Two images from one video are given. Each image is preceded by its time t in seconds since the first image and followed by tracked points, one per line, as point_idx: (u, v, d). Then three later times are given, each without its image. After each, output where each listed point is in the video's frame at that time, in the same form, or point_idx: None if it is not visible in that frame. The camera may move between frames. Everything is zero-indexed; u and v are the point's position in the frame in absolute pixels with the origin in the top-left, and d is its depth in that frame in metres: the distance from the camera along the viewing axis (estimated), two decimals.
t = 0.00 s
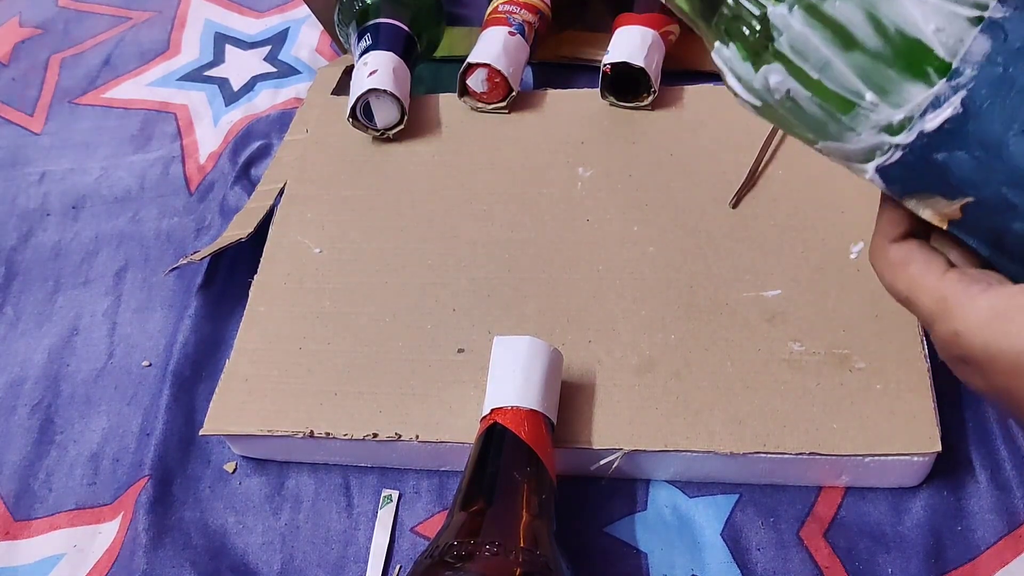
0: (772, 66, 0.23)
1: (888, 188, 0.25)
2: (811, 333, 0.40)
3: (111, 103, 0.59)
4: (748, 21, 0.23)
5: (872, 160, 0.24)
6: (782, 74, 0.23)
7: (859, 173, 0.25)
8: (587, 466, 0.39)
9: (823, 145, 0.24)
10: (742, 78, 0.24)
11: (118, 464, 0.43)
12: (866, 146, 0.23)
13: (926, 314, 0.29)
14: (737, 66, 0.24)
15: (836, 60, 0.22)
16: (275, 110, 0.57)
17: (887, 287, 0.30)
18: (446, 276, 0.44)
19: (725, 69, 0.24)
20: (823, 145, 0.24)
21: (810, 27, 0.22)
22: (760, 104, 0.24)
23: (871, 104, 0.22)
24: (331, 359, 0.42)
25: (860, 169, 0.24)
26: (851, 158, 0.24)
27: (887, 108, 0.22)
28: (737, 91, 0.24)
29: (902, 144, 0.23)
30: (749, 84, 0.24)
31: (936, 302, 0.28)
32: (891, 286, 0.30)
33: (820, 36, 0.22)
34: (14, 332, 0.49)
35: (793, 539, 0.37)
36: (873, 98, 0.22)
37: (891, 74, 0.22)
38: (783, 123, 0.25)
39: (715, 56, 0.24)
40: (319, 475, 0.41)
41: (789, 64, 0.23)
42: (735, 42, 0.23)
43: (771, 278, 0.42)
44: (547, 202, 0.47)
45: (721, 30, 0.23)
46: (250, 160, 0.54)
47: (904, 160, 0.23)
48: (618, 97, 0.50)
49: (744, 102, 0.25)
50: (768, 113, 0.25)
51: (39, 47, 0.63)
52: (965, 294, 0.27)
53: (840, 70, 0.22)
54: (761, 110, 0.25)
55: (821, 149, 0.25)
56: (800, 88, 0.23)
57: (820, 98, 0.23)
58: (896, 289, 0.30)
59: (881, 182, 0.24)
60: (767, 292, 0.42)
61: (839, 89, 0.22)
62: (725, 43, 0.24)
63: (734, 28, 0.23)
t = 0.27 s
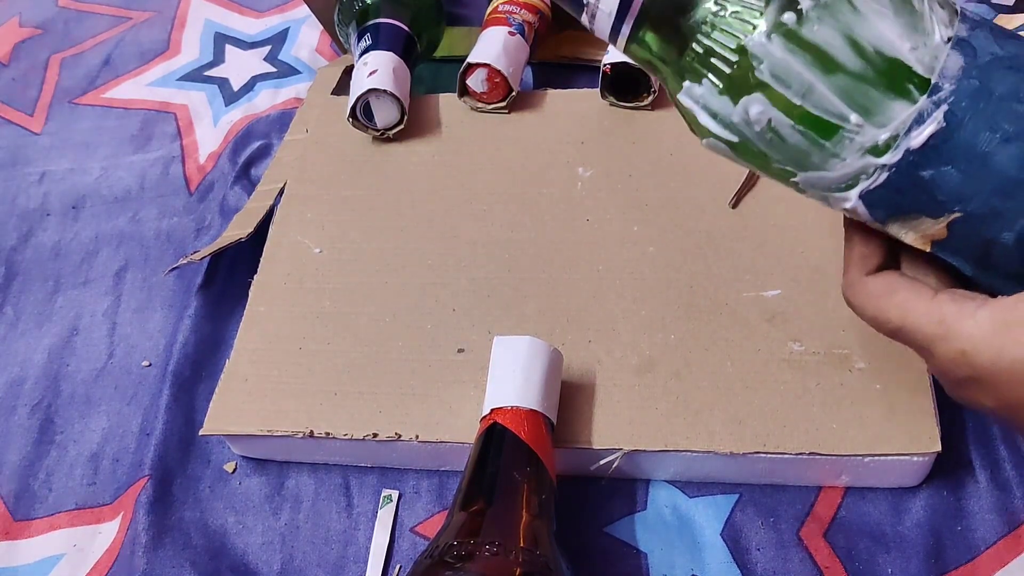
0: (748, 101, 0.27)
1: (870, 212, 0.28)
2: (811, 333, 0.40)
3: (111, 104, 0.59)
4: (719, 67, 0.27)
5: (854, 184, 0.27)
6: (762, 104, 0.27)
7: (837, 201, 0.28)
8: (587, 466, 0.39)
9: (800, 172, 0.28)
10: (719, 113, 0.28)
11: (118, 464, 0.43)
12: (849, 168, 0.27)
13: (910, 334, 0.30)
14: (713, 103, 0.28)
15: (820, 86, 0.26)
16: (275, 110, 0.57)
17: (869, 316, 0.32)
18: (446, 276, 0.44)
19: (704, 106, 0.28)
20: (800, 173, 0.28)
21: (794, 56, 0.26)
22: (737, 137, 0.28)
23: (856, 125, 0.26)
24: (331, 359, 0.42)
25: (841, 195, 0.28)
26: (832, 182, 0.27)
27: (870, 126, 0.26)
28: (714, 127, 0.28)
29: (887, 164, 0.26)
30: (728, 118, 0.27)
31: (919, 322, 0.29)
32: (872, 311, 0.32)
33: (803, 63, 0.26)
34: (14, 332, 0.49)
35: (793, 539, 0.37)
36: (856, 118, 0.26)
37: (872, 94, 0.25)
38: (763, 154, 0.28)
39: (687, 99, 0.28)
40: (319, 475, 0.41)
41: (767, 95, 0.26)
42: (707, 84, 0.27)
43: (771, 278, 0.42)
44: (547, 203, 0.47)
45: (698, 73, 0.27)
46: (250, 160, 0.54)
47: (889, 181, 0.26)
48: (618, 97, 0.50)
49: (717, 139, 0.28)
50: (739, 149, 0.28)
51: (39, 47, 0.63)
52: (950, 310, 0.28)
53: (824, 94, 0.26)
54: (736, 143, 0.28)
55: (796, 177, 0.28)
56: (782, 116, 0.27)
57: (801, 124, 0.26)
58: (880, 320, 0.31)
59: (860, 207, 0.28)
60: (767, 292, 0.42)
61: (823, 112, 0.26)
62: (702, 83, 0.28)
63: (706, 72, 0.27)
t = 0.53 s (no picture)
0: (768, 90, 0.26)
1: (888, 207, 0.27)
2: (811, 333, 0.40)
3: (111, 103, 0.59)
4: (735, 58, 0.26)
5: (874, 179, 0.26)
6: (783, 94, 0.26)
7: (854, 197, 0.27)
8: (587, 466, 0.39)
9: (818, 168, 0.27)
10: (735, 104, 0.27)
11: (118, 464, 0.43)
12: (871, 161, 0.26)
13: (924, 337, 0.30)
14: (729, 94, 0.27)
15: (844, 73, 0.25)
16: (275, 110, 0.57)
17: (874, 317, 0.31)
18: (446, 276, 0.44)
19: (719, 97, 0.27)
20: (818, 169, 0.27)
21: (819, 41, 0.25)
22: (753, 130, 0.27)
23: (881, 115, 0.25)
24: (331, 359, 0.42)
25: (859, 190, 0.27)
26: (851, 177, 0.27)
27: (896, 115, 0.25)
28: (728, 120, 0.27)
29: (910, 157, 0.26)
30: (745, 110, 0.27)
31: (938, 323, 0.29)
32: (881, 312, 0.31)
33: (827, 49, 0.25)
34: (14, 332, 0.49)
35: (793, 539, 0.37)
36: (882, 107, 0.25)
37: (899, 82, 0.25)
38: (779, 148, 0.27)
39: (700, 91, 0.27)
40: (319, 475, 0.41)
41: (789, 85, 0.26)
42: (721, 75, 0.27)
43: (771, 278, 0.42)
44: (547, 203, 0.47)
45: (712, 65, 0.27)
46: (250, 160, 0.54)
47: (912, 175, 0.26)
48: (618, 97, 0.50)
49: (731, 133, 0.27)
50: (755, 145, 0.27)
51: (39, 47, 0.63)
52: (971, 310, 0.28)
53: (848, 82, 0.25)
54: (753, 137, 0.27)
55: (814, 174, 0.27)
56: (804, 106, 0.26)
57: (824, 114, 0.26)
58: (890, 322, 0.31)
59: (879, 203, 0.27)
60: (767, 292, 0.42)
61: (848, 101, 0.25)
62: (717, 74, 0.27)
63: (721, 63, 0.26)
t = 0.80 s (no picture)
0: (776, 69, 0.25)
1: (890, 205, 0.26)
2: (811, 333, 0.40)
3: (111, 103, 0.59)
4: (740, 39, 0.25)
5: (877, 169, 0.25)
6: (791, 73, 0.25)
7: (852, 195, 0.26)
8: (587, 466, 0.39)
9: (821, 159, 0.26)
10: (739, 87, 0.26)
11: (118, 464, 0.43)
12: (875, 146, 0.25)
13: (939, 345, 0.27)
14: (733, 78, 0.26)
15: (849, 52, 0.25)
16: (275, 110, 0.57)
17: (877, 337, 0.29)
18: (447, 276, 0.44)
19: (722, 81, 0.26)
20: (820, 161, 0.26)
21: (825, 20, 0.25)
22: (757, 116, 0.26)
23: (885, 96, 0.25)
24: (331, 359, 0.42)
25: (859, 185, 0.26)
26: (852, 169, 0.26)
27: (899, 96, 0.25)
28: (731, 106, 0.26)
29: (914, 140, 0.25)
30: (751, 92, 0.25)
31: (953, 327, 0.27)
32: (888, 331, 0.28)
33: (832, 28, 0.25)
34: (14, 332, 0.49)
35: (793, 539, 0.37)
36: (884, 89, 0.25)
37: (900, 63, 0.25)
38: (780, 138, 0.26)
39: (700, 79, 0.26)
40: (319, 476, 0.41)
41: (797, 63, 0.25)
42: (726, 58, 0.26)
43: (771, 278, 0.42)
44: (547, 203, 0.47)
45: (713, 48, 0.26)
46: (250, 160, 0.54)
47: (915, 160, 0.25)
48: (618, 97, 0.50)
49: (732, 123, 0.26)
50: (756, 136, 0.26)
51: (39, 47, 0.63)
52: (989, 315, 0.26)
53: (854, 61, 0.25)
54: (755, 125, 0.26)
55: (814, 169, 0.26)
56: (811, 85, 0.25)
57: (830, 94, 0.25)
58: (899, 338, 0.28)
59: (879, 200, 0.26)
60: (767, 292, 0.42)
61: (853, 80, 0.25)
62: (719, 58, 0.26)
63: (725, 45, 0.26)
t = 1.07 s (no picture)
0: (768, 104, 0.24)
1: (890, 232, 0.25)
2: (811, 333, 0.40)
3: (111, 103, 0.59)
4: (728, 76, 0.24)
5: (875, 199, 0.24)
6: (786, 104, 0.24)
7: (852, 228, 0.25)
8: (587, 466, 0.39)
9: (819, 193, 0.24)
10: (733, 126, 0.24)
11: (118, 464, 0.43)
12: (873, 176, 0.24)
13: (959, 371, 0.26)
14: (725, 117, 0.24)
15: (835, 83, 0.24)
16: (274, 110, 0.57)
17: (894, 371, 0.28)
18: (447, 276, 0.44)
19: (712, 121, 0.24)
20: (818, 195, 0.24)
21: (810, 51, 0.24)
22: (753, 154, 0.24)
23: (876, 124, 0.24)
24: (331, 359, 0.42)
25: (860, 215, 0.25)
26: (852, 199, 0.24)
27: (890, 121, 0.24)
28: (725, 147, 0.24)
29: (908, 165, 0.24)
30: (745, 129, 0.24)
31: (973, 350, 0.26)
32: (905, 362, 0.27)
33: (816, 60, 0.24)
34: (14, 332, 0.49)
35: (793, 539, 0.37)
36: (877, 117, 0.24)
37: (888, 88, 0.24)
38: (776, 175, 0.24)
39: (687, 122, 0.24)
40: (319, 475, 0.41)
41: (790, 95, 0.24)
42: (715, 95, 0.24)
43: (772, 278, 0.42)
44: (547, 203, 0.47)
45: (699, 88, 0.24)
46: (250, 159, 0.54)
47: (912, 185, 0.24)
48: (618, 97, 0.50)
49: (726, 164, 0.24)
50: (752, 176, 0.24)
51: (39, 47, 0.63)
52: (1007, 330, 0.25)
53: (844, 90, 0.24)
54: (751, 165, 0.24)
55: (813, 204, 0.25)
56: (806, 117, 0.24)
57: (824, 127, 0.24)
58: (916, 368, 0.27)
59: (881, 228, 0.25)
60: (767, 292, 0.42)
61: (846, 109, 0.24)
62: (707, 98, 0.24)
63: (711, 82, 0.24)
